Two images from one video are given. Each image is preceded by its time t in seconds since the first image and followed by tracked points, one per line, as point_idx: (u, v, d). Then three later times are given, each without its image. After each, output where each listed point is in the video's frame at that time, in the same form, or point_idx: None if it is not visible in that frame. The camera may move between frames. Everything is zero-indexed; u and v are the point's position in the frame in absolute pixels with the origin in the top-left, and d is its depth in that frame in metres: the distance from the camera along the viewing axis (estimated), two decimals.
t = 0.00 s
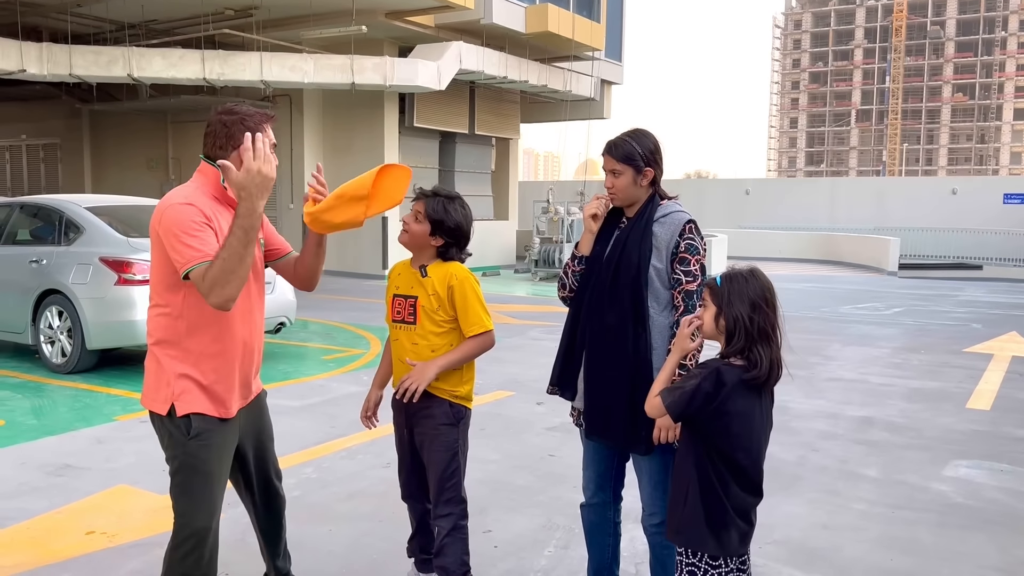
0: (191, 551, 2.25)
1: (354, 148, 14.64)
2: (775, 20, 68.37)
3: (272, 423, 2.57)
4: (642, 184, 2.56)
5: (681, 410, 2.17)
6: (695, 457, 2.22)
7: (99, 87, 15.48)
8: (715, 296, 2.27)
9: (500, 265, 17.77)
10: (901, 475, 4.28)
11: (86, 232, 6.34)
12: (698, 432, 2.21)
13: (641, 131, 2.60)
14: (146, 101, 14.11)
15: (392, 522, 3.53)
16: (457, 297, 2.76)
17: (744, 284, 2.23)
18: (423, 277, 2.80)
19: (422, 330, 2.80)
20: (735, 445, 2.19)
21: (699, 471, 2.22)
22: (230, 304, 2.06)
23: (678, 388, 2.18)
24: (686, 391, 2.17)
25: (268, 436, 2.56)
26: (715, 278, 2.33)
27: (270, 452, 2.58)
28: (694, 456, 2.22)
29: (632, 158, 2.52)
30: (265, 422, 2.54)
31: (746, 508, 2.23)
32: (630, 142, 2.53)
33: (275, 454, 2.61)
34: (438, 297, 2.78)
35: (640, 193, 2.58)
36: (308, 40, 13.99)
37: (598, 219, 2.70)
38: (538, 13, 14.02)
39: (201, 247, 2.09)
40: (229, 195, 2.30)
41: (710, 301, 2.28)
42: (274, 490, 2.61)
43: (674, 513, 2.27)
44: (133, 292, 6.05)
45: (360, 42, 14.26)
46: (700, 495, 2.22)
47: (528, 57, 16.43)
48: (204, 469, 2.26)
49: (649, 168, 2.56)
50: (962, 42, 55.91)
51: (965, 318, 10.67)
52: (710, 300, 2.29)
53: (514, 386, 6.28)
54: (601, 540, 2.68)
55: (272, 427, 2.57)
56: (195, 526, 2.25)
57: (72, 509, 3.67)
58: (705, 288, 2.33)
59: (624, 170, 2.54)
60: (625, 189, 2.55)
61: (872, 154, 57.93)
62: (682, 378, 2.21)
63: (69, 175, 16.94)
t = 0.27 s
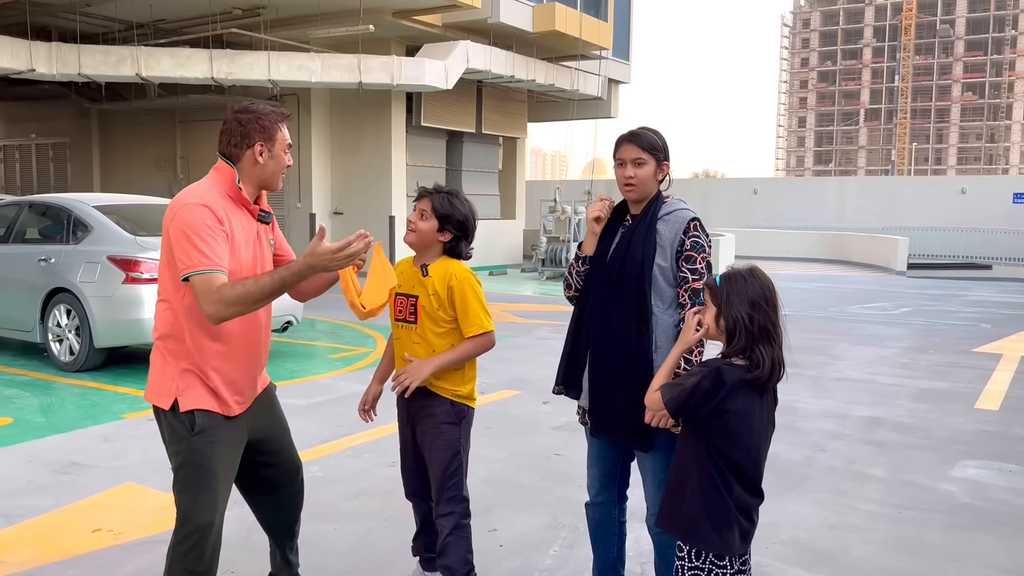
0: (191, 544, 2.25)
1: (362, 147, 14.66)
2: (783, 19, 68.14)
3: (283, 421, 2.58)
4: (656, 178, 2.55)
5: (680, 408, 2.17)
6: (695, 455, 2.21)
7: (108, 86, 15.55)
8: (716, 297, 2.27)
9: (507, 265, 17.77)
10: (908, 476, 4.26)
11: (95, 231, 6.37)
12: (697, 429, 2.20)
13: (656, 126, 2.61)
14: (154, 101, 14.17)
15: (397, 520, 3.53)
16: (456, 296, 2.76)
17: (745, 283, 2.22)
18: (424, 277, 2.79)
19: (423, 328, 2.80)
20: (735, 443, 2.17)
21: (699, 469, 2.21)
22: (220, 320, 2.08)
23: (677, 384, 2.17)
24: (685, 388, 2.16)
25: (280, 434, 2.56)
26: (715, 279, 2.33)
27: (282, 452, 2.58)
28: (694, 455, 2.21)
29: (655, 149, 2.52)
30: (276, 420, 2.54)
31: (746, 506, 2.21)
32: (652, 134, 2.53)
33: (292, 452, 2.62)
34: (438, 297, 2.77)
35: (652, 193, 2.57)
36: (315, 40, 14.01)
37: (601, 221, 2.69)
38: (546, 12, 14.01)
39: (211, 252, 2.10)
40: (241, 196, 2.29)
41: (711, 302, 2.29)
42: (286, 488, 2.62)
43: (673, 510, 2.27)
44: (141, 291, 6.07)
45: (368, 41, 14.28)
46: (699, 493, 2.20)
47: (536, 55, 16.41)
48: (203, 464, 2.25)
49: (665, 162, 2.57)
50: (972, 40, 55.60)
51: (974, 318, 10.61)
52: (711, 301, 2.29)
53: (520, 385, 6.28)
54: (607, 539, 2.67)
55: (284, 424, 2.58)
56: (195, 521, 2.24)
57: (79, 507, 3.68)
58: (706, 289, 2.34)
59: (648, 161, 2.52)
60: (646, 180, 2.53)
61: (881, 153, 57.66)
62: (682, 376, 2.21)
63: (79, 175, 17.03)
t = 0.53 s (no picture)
0: (204, 535, 2.25)
1: (369, 146, 14.67)
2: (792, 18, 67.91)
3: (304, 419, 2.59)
4: (660, 177, 2.54)
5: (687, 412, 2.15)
6: (702, 459, 2.19)
7: (116, 85, 15.60)
8: (717, 299, 2.26)
9: (514, 264, 17.76)
10: (915, 476, 4.24)
11: (102, 229, 6.40)
12: (704, 434, 2.18)
13: (660, 124, 2.59)
14: (162, 100, 14.21)
15: (402, 519, 3.54)
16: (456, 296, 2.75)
17: (746, 283, 2.21)
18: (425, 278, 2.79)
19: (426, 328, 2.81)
20: (744, 447, 2.16)
21: (708, 475, 2.18)
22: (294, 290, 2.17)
23: (685, 392, 2.15)
24: (693, 395, 2.14)
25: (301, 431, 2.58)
26: (715, 279, 2.31)
27: (302, 449, 2.59)
28: (701, 461, 2.19)
29: (657, 147, 2.50)
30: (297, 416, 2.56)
31: (754, 509, 2.21)
32: (654, 132, 2.51)
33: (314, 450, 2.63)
34: (439, 297, 2.77)
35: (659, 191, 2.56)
36: (323, 39, 14.03)
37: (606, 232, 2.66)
38: (553, 11, 14.00)
39: (251, 240, 2.20)
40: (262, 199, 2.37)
41: (713, 304, 2.28)
42: (305, 487, 2.63)
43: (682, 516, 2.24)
44: (149, 289, 6.09)
45: (375, 41, 14.29)
46: (709, 500, 2.18)
47: (543, 55, 16.39)
48: (217, 455, 2.28)
49: (670, 160, 2.55)
50: (981, 39, 55.29)
51: (983, 318, 10.55)
52: (712, 304, 2.29)
53: (526, 384, 6.28)
54: (611, 538, 2.67)
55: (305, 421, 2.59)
56: (206, 511, 2.25)
57: (85, 505, 3.70)
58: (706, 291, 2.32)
59: (650, 160, 2.51)
60: (650, 178, 2.52)
61: (890, 153, 57.38)
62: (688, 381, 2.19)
63: (87, 174, 17.11)
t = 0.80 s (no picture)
0: (209, 526, 2.27)
1: (376, 145, 14.69)
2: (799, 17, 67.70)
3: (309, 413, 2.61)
4: (668, 173, 2.53)
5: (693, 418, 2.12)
6: (706, 466, 2.18)
7: (124, 84, 15.65)
8: (713, 299, 2.23)
9: (520, 263, 17.76)
10: (922, 476, 4.21)
11: (109, 227, 6.41)
12: (708, 440, 2.17)
13: (665, 121, 2.58)
14: (170, 99, 14.26)
15: (406, 517, 3.53)
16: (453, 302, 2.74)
17: (743, 283, 2.18)
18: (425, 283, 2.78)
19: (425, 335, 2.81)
20: (749, 452, 2.15)
21: (714, 481, 2.17)
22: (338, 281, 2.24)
23: (688, 398, 2.13)
24: (696, 401, 2.12)
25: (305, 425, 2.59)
26: (710, 279, 2.28)
27: (304, 442, 2.61)
28: (705, 468, 2.18)
29: (660, 144, 2.49)
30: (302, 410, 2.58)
31: (760, 513, 2.20)
32: (657, 128, 2.51)
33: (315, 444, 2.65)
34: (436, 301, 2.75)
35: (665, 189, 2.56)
36: (330, 38, 14.05)
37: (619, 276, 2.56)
38: (560, 9, 13.98)
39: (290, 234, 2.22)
40: (290, 194, 2.37)
41: (711, 305, 2.24)
42: (307, 483, 2.63)
43: (687, 523, 2.23)
44: (155, 287, 6.10)
45: (382, 39, 14.30)
46: (715, 506, 2.16)
47: (549, 54, 16.37)
48: (225, 447, 2.29)
49: (674, 157, 2.54)
50: (991, 38, 54.99)
51: (991, 318, 10.50)
52: (709, 305, 2.25)
53: (531, 383, 6.27)
54: (615, 537, 2.65)
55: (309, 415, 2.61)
56: (213, 502, 2.27)
57: (91, 501, 3.71)
58: (701, 291, 2.28)
59: (653, 156, 2.50)
60: (653, 175, 2.51)
61: (898, 153, 57.13)
62: (691, 386, 2.16)
63: (95, 172, 17.18)
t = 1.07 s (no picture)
0: (207, 518, 2.27)
1: (381, 144, 14.70)
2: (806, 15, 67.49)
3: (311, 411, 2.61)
4: (673, 171, 2.52)
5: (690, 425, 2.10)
6: (708, 474, 2.16)
7: (131, 83, 15.69)
8: (709, 300, 2.21)
9: (525, 262, 17.76)
10: (927, 476, 4.19)
11: (114, 225, 6.43)
12: (708, 447, 2.15)
13: (669, 120, 2.57)
14: (176, 97, 14.29)
15: (409, 516, 3.53)
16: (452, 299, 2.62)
17: (739, 283, 2.16)
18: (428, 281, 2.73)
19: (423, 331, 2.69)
20: (750, 457, 2.12)
21: (716, 489, 2.14)
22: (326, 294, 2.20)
23: (687, 405, 2.11)
24: (696, 408, 2.10)
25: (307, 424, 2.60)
26: (705, 279, 2.25)
27: (305, 441, 2.61)
28: (706, 478, 2.16)
29: (663, 141, 2.48)
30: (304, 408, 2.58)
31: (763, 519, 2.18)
32: (661, 125, 2.49)
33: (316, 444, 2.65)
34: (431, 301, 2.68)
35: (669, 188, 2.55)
36: (336, 37, 14.06)
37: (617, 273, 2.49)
38: (566, 7, 13.95)
39: (294, 238, 2.21)
40: (301, 194, 2.37)
41: (706, 306, 2.22)
42: (310, 481, 2.62)
43: (688, 532, 2.20)
44: (160, 285, 6.12)
45: (388, 38, 14.29)
46: (716, 514, 2.14)
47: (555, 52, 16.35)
48: (225, 440, 2.30)
49: (678, 154, 2.52)
50: (999, 37, 54.74)
51: (998, 318, 10.45)
52: (705, 306, 2.23)
53: (536, 381, 6.26)
54: (617, 537, 2.64)
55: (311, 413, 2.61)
56: (210, 494, 2.26)
57: (95, 498, 3.72)
58: (698, 292, 2.25)
59: (657, 153, 2.49)
60: (656, 173, 2.50)
61: (905, 152, 56.89)
62: (689, 393, 2.14)
63: (102, 170, 17.24)
